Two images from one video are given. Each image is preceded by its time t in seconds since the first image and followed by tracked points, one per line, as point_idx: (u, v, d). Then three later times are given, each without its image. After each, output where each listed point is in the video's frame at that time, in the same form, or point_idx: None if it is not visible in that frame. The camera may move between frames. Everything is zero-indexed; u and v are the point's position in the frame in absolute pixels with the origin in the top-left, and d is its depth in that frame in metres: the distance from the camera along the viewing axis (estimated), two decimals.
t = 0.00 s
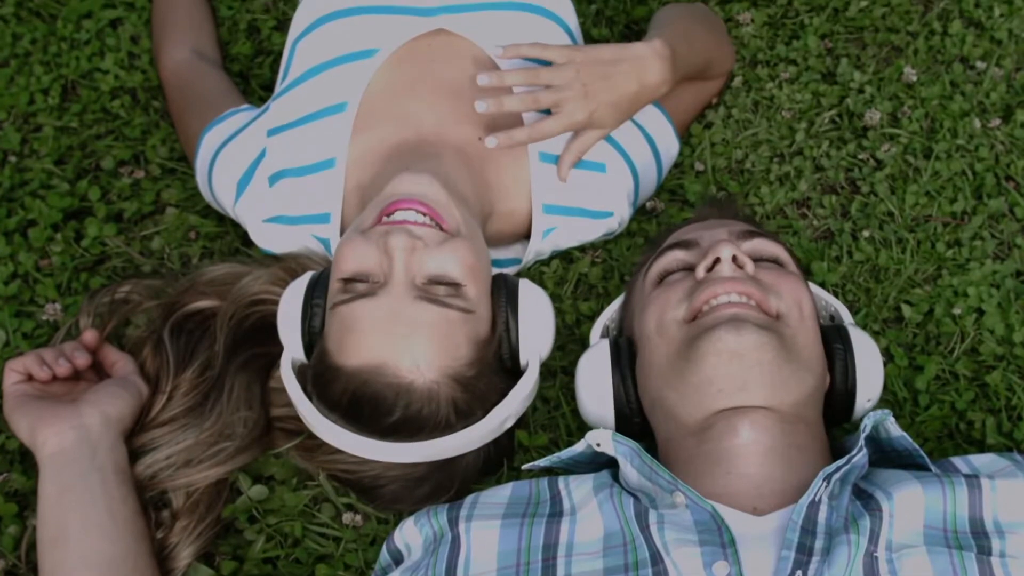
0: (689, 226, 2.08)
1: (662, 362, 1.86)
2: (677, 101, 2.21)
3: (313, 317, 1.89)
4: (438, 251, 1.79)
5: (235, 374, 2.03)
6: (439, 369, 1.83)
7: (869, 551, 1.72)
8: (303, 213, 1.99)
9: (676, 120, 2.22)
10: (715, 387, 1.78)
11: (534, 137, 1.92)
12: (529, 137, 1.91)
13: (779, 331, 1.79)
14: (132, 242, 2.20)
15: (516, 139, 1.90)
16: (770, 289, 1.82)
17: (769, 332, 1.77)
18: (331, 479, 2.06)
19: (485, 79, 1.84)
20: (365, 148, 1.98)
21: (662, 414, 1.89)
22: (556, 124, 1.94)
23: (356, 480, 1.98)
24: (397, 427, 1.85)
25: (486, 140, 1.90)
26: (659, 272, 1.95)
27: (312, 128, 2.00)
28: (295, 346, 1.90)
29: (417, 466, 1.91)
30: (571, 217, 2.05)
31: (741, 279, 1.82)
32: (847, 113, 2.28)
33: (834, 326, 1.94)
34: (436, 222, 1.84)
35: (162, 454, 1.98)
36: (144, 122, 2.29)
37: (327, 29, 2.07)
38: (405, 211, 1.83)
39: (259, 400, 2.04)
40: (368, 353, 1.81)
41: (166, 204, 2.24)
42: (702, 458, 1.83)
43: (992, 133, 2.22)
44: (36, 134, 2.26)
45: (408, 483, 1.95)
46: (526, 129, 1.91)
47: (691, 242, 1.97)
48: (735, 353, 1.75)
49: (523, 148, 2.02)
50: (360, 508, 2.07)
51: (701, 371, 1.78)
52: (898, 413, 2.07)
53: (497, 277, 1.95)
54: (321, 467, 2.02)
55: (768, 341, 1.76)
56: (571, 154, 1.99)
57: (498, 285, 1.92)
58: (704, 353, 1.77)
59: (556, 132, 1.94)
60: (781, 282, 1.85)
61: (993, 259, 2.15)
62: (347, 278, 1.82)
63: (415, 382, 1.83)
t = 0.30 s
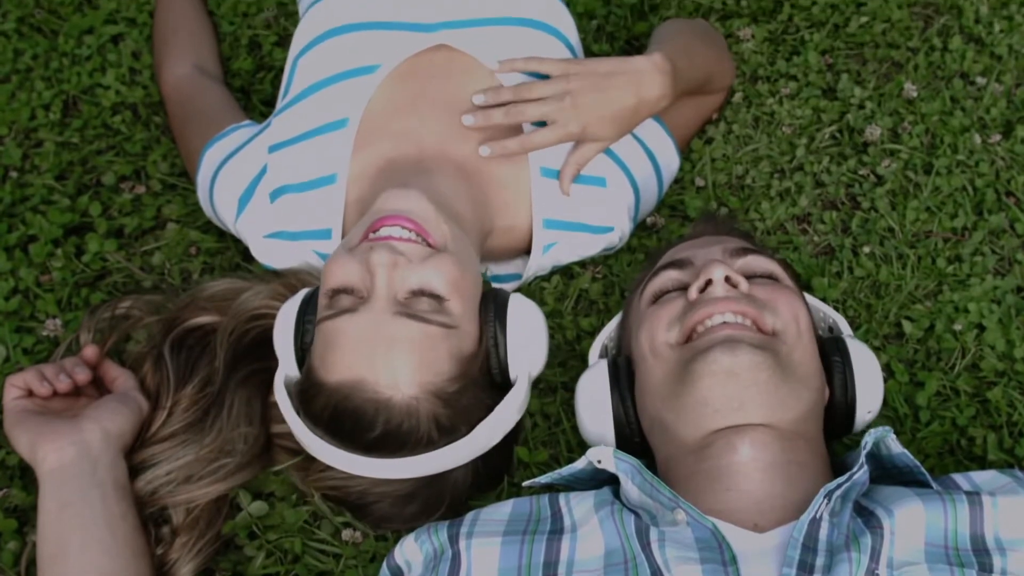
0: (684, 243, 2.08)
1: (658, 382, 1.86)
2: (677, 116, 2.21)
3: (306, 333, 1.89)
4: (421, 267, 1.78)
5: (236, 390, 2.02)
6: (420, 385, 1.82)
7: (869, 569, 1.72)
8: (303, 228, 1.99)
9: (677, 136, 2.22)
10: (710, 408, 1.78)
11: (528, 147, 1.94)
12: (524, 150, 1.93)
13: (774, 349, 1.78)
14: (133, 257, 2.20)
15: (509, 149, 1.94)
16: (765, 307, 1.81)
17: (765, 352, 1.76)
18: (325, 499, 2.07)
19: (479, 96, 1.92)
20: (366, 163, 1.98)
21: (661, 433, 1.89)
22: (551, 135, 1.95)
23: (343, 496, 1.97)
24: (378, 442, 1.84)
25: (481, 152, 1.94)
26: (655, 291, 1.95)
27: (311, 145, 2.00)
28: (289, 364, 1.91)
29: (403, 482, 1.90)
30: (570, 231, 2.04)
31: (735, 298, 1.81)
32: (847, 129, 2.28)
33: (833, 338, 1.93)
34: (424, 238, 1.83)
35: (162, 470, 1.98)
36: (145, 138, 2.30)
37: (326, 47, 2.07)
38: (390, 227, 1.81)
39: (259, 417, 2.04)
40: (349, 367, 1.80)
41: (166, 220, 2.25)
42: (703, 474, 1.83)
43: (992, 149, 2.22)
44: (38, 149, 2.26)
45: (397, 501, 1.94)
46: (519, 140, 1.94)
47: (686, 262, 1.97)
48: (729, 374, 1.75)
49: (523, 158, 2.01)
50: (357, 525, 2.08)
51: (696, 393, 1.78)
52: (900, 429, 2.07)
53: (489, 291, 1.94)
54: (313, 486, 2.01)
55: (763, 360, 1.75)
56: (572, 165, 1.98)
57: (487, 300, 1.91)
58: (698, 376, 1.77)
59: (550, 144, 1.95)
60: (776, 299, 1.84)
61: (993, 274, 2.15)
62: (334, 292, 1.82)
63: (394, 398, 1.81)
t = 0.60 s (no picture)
0: (698, 260, 2.07)
1: (668, 396, 1.84)
2: (677, 134, 2.21)
3: (306, 351, 1.88)
4: (425, 285, 1.77)
5: (235, 408, 2.01)
6: (422, 403, 1.81)
7: None
8: (304, 247, 1.99)
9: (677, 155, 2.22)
10: (720, 425, 1.77)
11: (534, 171, 1.92)
12: (528, 173, 1.92)
13: (789, 371, 1.77)
14: (133, 275, 2.20)
15: (514, 173, 1.91)
16: (781, 328, 1.81)
17: (779, 373, 1.76)
18: (326, 518, 2.07)
19: (480, 117, 1.86)
20: (367, 181, 1.97)
21: (664, 449, 1.88)
22: (556, 158, 1.94)
23: (345, 514, 1.97)
24: (381, 460, 1.82)
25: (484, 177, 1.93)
26: (670, 303, 1.93)
27: (313, 163, 2.00)
28: (289, 382, 1.89)
29: (406, 500, 1.89)
30: (570, 249, 2.04)
31: (751, 318, 1.81)
32: (848, 146, 2.29)
33: (839, 365, 1.94)
34: (426, 256, 1.83)
35: (161, 488, 1.97)
36: (146, 155, 2.30)
37: (333, 62, 2.07)
38: (393, 245, 1.81)
39: (259, 434, 2.03)
40: (352, 386, 1.79)
41: (167, 237, 2.25)
42: (705, 493, 1.80)
43: (992, 167, 2.22)
44: (39, 167, 2.27)
45: (399, 519, 1.93)
46: (526, 165, 1.91)
47: (702, 277, 1.96)
48: (744, 392, 1.74)
49: (524, 182, 2.01)
50: (357, 544, 2.09)
51: (707, 409, 1.77)
52: (900, 447, 2.07)
53: (489, 309, 1.92)
54: (315, 503, 2.01)
55: (777, 382, 1.75)
56: (574, 191, 1.99)
57: (489, 316, 1.90)
58: (712, 392, 1.76)
59: (554, 167, 1.94)
60: (791, 320, 1.84)
61: (994, 292, 2.15)
62: (336, 309, 1.81)
63: (397, 416, 1.80)
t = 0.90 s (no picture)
0: (702, 276, 2.08)
1: (672, 412, 1.83)
2: (677, 150, 2.21)
3: (308, 366, 1.87)
4: (427, 300, 1.77)
5: (235, 423, 2.00)
6: (425, 418, 1.79)
7: None
8: (304, 262, 1.98)
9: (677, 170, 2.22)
10: (725, 441, 1.74)
11: (533, 183, 1.91)
12: (529, 185, 1.91)
13: (795, 390, 1.76)
14: (134, 290, 2.21)
15: (514, 185, 1.90)
16: (787, 346, 1.80)
17: (786, 391, 1.74)
18: (326, 533, 2.07)
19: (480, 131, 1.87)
20: (367, 196, 1.97)
21: (666, 464, 1.86)
22: (555, 171, 1.93)
23: (347, 530, 1.96)
24: (383, 475, 1.80)
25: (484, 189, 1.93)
26: (675, 319, 1.93)
27: (314, 179, 2.00)
28: (289, 397, 1.88)
29: (407, 516, 1.88)
30: (571, 264, 2.03)
31: (758, 335, 1.80)
32: (848, 162, 2.29)
33: (842, 383, 1.93)
34: (428, 272, 1.82)
35: (160, 504, 1.97)
36: (146, 171, 2.31)
37: (336, 78, 2.06)
38: (396, 260, 1.81)
39: (259, 450, 2.02)
40: (353, 401, 1.77)
41: (167, 252, 2.25)
42: (706, 509, 1.78)
43: (992, 183, 2.22)
44: (40, 182, 2.27)
45: (400, 534, 1.93)
46: (526, 176, 1.91)
47: (707, 293, 1.95)
48: (751, 410, 1.72)
49: (523, 195, 2.01)
50: (356, 559, 2.08)
51: (712, 425, 1.75)
52: (901, 463, 2.07)
53: (490, 324, 1.92)
54: (315, 519, 2.00)
55: (784, 400, 1.73)
56: (573, 204, 1.98)
57: (491, 332, 1.89)
58: (718, 409, 1.74)
59: (556, 179, 1.93)
60: (796, 339, 1.83)
61: (994, 308, 2.15)
62: (338, 324, 1.80)
63: (399, 431, 1.78)
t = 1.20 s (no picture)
0: (691, 292, 2.07)
1: (663, 430, 1.82)
2: (677, 165, 2.21)
3: (309, 382, 1.87)
4: (431, 316, 1.77)
5: (235, 439, 2.00)
6: (430, 434, 1.79)
7: None
8: (305, 278, 1.97)
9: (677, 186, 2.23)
10: (716, 455, 1.73)
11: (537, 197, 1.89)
12: (534, 198, 1.89)
13: (782, 399, 1.75)
14: (134, 305, 2.21)
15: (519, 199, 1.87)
16: (774, 355, 1.79)
17: (773, 401, 1.73)
18: (327, 548, 2.06)
19: (474, 155, 1.81)
20: (369, 212, 1.96)
21: (664, 482, 1.83)
22: (557, 184, 1.91)
23: (348, 546, 1.95)
24: (388, 491, 1.79)
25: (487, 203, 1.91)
26: (662, 337, 1.93)
27: (315, 194, 1.98)
28: (291, 412, 1.87)
29: (411, 532, 1.88)
30: (570, 279, 2.02)
31: (743, 346, 1.80)
32: (848, 178, 2.29)
33: (837, 391, 1.89)
34: (432, 288, 1.82)
35: (160, 520, 1.96)
36: (147, 186, 2.31)
37: (333, 94, 2.05)
38: (399, 276, 1.80)
39: (259, 466, 2.01)
40: (359, 417, 1.77)
41: (168, 268, 2.25)
42: (705, 526, 1.76)
43: (992, 198, 2.23)
44: (40, 197, 2.28)
45: (403, 550, 1.92)
46: (531, 189, 1.88)
47: (694, 309, 1.95)
48: (738, 421, 1.71)
49: (524, 209, 2.01)
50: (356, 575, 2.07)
51: (702, 440, 1.74)
52: (902, 479, 2.06)
53: (492, 340, 1.91)
54: (317, 534, 1.99)
55: (771, 410, 1.72)
56: (574, 218, 1.97)
57: (494, 349, 1.89)
58: (706, 423, 1.73)
59: (559, 191, 1.91)
60: (783, 348, 1.82)
61: (995, 323, 2.15)
62: (342, 340, 1.79)
63: (405, 447, 1.78)
